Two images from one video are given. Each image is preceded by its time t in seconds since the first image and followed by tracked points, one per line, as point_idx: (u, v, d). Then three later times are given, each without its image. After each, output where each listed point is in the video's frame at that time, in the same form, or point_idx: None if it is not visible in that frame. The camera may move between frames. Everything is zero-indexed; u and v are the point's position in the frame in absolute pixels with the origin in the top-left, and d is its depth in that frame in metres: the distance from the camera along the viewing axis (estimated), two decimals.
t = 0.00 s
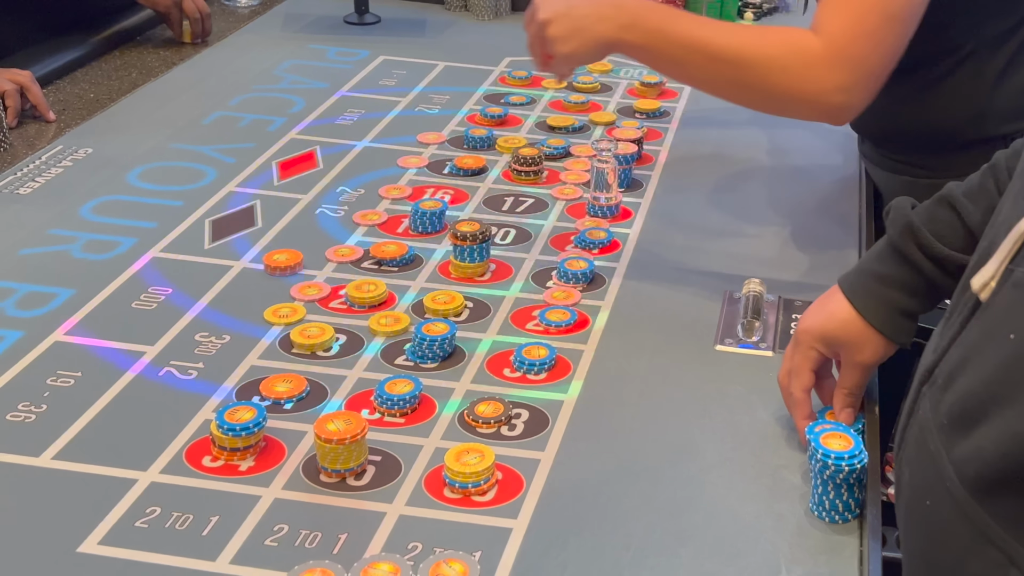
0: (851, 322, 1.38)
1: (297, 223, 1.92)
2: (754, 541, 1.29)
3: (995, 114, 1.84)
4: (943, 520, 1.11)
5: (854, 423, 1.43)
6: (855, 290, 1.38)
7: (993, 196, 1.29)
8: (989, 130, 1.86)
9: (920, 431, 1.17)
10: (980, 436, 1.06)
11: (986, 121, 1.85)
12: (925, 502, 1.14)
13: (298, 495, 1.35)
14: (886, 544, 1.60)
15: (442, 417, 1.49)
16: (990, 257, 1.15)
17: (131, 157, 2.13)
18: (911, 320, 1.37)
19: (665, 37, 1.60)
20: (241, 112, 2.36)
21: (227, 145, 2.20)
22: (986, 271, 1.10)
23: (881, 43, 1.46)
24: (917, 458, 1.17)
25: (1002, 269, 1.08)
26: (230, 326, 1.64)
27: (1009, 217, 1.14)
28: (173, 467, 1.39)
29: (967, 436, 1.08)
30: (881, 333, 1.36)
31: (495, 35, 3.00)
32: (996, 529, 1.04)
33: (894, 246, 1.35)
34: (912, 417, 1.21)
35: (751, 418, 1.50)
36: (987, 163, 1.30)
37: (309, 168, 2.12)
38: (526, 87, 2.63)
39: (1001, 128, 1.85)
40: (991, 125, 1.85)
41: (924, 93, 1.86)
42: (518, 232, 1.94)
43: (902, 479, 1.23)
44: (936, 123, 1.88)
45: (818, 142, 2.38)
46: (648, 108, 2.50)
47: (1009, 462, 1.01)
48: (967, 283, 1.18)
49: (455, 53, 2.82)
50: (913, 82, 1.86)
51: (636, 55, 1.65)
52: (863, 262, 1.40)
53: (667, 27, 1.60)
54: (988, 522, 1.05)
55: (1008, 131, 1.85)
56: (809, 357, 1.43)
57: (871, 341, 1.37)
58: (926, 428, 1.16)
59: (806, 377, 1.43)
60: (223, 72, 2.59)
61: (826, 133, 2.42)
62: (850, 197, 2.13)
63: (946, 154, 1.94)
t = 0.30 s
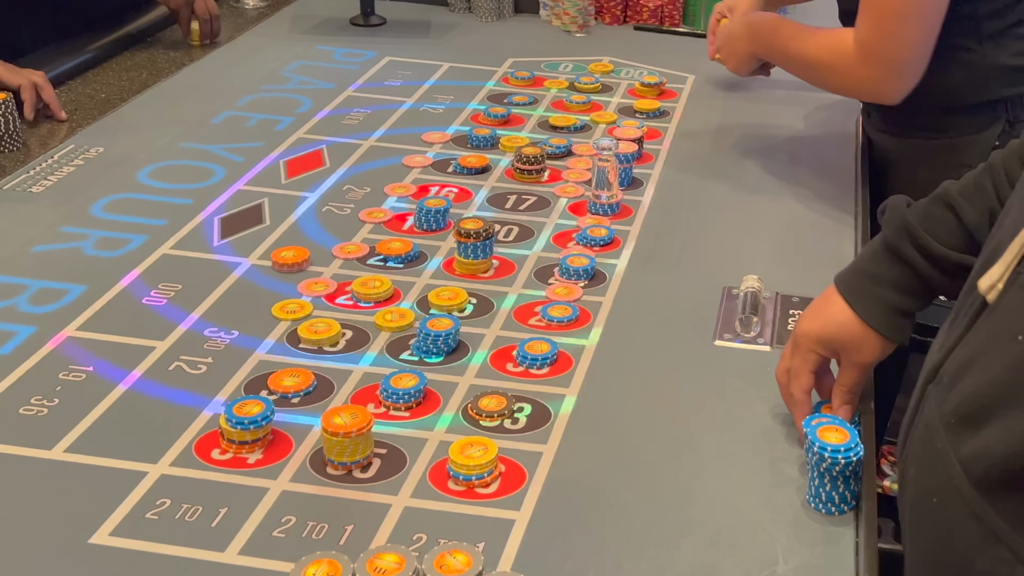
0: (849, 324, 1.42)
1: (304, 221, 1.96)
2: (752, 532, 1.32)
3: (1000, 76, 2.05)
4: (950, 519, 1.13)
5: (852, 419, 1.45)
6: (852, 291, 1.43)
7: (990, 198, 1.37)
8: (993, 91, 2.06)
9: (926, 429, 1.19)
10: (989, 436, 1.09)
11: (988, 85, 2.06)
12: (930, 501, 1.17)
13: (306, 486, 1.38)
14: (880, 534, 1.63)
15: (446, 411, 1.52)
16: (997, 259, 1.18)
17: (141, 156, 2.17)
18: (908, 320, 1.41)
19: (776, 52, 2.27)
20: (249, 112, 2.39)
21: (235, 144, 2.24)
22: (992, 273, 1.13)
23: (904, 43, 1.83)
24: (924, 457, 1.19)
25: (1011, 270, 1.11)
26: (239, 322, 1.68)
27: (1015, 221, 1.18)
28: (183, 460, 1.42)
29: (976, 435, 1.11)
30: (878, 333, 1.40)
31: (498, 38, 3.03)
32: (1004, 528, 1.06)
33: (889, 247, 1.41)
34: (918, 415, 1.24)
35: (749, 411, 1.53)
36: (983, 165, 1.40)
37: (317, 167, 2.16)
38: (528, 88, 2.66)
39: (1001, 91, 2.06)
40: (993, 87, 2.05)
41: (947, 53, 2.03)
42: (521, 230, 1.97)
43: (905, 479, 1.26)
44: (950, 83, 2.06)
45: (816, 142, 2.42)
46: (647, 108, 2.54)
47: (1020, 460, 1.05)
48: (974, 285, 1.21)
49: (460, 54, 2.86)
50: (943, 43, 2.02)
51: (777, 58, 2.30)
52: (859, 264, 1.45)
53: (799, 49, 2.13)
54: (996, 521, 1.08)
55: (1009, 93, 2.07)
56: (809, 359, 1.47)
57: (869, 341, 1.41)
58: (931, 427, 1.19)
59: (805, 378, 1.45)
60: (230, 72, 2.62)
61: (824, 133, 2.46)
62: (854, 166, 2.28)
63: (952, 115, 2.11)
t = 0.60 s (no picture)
0: (856, 330, 1.43)
1: (310, 219, 1.99)
2: (750, 524, 1.35)
3: (988, 45, 2.10)
4: (950, 509, 1.16)
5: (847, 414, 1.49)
6: (860, 296, 1.43)
7: (999, 205, 1.34)
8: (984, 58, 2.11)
9: (928, 421, 1.22)
10: (988, 428, 1.12)
11: (980, 50, 2.11)
12: (929, 491, 1.19)
13: (312, 479, 1.41)
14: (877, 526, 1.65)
15: (450, 405, 1.55)
16: (1004, 256, 1.20)
17: (151, 155, 2.20)
18: (915, 323, 1.41)
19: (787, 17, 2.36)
20: (256, 112, 2.43)
21: (242, 143, 2.27)
22: (999, 269, 1.15)
23: None
24: (924, 448, 1.22)
25: (1017, 266, 1.13)
26: (247, 318, 1.71)
27: (1023, 219, 1.20)
28: (192, 452, 1.45)
29: (977, 427, 1.14)
30: (886, 339, 1.41)
31: (500, 39, 3.06)
32: (1003, 519, 1.10)
33: (898, 252, 1.40)
34: (920, 407, 1.26)
35: (747, 406, 1.56)
36: (993, 173, 1.36)
37: (323, 165, 2.19)
38: (530, 88, 2.69)
39: (992, 58, 2.11)
40: (984, 54, 2.11)
41: (925, 21, 2.13)
42: (523, 227, 2.00)
43: (905, 469, 1.28)
44: (932, 50, 2.16)
45: (815, 140, 2.46)
46: (648, 108, 2.57)
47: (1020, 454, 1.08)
48: (981, 280, 1.23)
49: (464, 55, 2.89)
50: (920, 10, 2.12)
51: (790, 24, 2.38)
52: (867, 267, 1.45)
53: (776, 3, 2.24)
54: (996, 512, 1.11)
55: (1002, 59, 2.10)
56: (813, 360, 1.49)
57: (876, 347, 1.42)
58: (933, 419, 1.21)
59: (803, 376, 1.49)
60: (237, 73, 2.66)
61: (822, 134, 2.50)
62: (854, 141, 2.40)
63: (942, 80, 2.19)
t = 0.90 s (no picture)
0: (855, 322, 1.47)
1: (317, 217, 2.02)
2: (747, 515, 1.38)
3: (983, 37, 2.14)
4: (957, 501, 1.20)
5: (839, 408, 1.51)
6: (866, 293, 1.47)
7: (1005, 211, 1.39)
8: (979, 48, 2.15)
9: (937, 415, 1.25)
10: (998, 422, 1.15)
11: (976, 41, 2.15)
12: (937, 482, 1.23)
13: (318, 471, 1.44)
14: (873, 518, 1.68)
15: (454, 399, 1.58)
16: (1017, 254, 1.23)
17: (160, 154, 2.23)
18: (915, 324, 1.45)
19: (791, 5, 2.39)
20: (263, 112, 2.46)
21: (249, 143, 2.30)
22: (1011, 268, 1.18)
23: None
24: (934, 441, 1.25)
25: None
26: (254, 314, 1.74)
27: None
28: (201, 445, 1.48)
29: (986, 421, 1.17)
30: (883, 335, 1.45)
31: (504, 40, 3.09)
32: (1010, 511, 1.14)
33: (906, 253, 1.44)
34: (930, 400, 1.29)
35: (745, 400, 1.59)
36: (1002, 181, 1.41)
37: (329, 164, 2.22)
38: (533, 88, 2.73)
39: (987, 49, 2.14)
40: (978, 44, 2.15)
41: (919, 13, 2.18)
42: (526, 225, 2.03)
43: (912, 460, 1.31)
44: (926, 41, 2.21)
45: (814, 139, 2.49)
46: (648, 108, 2.60)
47: None
48: (991, 277, 1.26)
49: (467, 56, 2.92)
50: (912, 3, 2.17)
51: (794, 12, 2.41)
52: (876, 266, 1.49)
53: None
54: (1003, 504, 1.14)
55: (996, 50, 2.14)
56: (813, 350, 1.52)
57: (872, 342, 1.45)
58: (943, 412, 1.24)
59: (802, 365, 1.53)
60: (244, 74, 2.69)
61: (821, 133, 2.52)
62: (851, 130, 2.44)
63: (938, 69, 2.24)
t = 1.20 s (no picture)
0: (862, 314, 1.51)
1: (322, 215, 2.05)
2: (744, 507, 1.41)
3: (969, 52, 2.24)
4: (979, 468, 1.22)
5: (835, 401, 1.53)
6: (870, 288, 1.52)
7: (1002, 207, 1.46)
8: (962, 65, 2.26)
9: (955, 386, 1.29)
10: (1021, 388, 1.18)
11: (961, 57, 2.25)
12: (956, 451, 1.26)
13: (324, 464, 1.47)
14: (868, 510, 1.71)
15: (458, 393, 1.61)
16: None
17: (168, 153, 2.27)
18: (918, 318, 1.50)
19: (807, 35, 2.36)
20: (270, 112, 2.49)
21: (256, 142, 2.33)
22: None
23: None
24: (950, 411, 1.29)
25: None
26: (261, 310, 1.78)
27: None
28: (209, 439, 1.51)
29: (1008, 389, 1.20)
30: (889, 327, 1.49)
31: (507, 41, 3.12)
32: None
33: (910, 250, 1.50)
34: (944, 372, 1.33)
35: (742, 394, 1.62)
36: (998, 180, 1.48)
37: (335, 163, 2.26)
38: (535, 88, 2.76)
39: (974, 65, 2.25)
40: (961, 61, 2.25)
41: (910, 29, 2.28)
42: (528, 223, 2.06)
43: (927, 432, 1.35)
44: (917, 55, 2.30)
45: (813, 139, 2.52)
46: (648, 107, 2.63)
47: None
48: (1006, 254, 1.31)
49: (471, 57, 2.95)
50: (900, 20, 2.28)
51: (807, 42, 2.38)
52: (878, 264, 1.54)
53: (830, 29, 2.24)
54: None
55: (982, 66, 2.25)
56: (817, 342, 1.55)
57: (877, 333, 1.49)
58: (960, 383, 1.28)
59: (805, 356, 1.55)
60: (251, 74, 2.72)
61: (819, 133, 2.56)
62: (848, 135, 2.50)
63: (928, 84, 2.32)
